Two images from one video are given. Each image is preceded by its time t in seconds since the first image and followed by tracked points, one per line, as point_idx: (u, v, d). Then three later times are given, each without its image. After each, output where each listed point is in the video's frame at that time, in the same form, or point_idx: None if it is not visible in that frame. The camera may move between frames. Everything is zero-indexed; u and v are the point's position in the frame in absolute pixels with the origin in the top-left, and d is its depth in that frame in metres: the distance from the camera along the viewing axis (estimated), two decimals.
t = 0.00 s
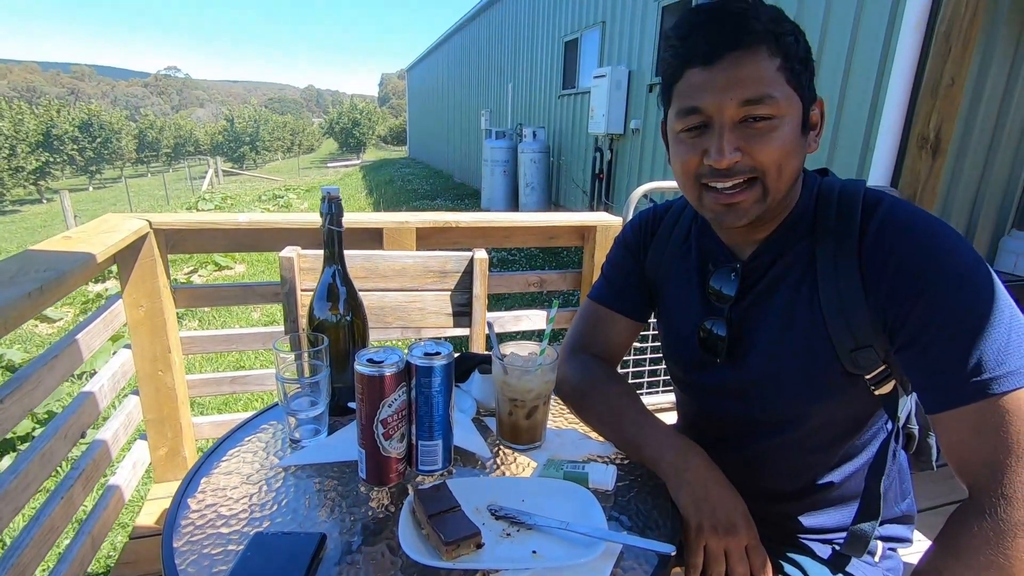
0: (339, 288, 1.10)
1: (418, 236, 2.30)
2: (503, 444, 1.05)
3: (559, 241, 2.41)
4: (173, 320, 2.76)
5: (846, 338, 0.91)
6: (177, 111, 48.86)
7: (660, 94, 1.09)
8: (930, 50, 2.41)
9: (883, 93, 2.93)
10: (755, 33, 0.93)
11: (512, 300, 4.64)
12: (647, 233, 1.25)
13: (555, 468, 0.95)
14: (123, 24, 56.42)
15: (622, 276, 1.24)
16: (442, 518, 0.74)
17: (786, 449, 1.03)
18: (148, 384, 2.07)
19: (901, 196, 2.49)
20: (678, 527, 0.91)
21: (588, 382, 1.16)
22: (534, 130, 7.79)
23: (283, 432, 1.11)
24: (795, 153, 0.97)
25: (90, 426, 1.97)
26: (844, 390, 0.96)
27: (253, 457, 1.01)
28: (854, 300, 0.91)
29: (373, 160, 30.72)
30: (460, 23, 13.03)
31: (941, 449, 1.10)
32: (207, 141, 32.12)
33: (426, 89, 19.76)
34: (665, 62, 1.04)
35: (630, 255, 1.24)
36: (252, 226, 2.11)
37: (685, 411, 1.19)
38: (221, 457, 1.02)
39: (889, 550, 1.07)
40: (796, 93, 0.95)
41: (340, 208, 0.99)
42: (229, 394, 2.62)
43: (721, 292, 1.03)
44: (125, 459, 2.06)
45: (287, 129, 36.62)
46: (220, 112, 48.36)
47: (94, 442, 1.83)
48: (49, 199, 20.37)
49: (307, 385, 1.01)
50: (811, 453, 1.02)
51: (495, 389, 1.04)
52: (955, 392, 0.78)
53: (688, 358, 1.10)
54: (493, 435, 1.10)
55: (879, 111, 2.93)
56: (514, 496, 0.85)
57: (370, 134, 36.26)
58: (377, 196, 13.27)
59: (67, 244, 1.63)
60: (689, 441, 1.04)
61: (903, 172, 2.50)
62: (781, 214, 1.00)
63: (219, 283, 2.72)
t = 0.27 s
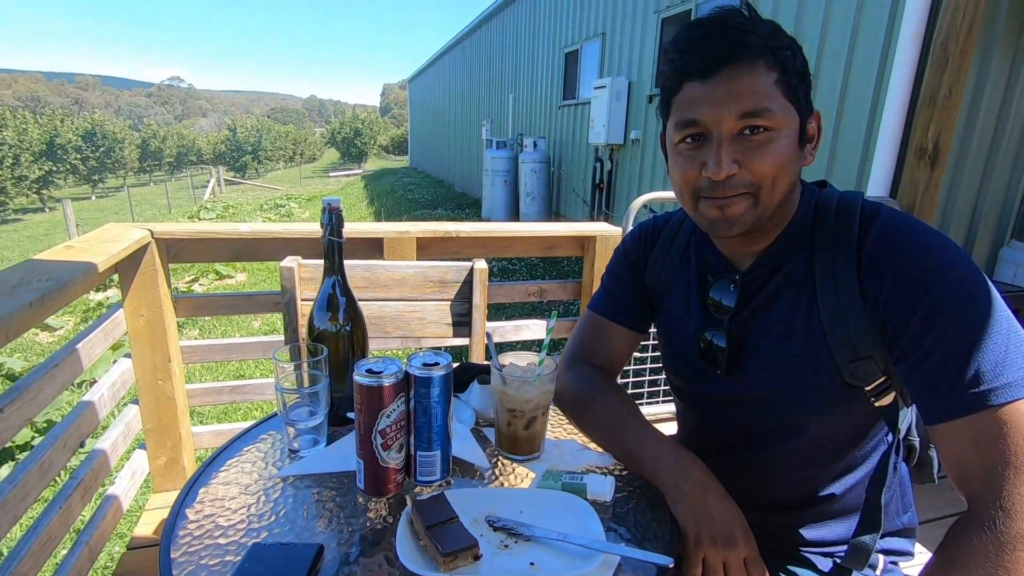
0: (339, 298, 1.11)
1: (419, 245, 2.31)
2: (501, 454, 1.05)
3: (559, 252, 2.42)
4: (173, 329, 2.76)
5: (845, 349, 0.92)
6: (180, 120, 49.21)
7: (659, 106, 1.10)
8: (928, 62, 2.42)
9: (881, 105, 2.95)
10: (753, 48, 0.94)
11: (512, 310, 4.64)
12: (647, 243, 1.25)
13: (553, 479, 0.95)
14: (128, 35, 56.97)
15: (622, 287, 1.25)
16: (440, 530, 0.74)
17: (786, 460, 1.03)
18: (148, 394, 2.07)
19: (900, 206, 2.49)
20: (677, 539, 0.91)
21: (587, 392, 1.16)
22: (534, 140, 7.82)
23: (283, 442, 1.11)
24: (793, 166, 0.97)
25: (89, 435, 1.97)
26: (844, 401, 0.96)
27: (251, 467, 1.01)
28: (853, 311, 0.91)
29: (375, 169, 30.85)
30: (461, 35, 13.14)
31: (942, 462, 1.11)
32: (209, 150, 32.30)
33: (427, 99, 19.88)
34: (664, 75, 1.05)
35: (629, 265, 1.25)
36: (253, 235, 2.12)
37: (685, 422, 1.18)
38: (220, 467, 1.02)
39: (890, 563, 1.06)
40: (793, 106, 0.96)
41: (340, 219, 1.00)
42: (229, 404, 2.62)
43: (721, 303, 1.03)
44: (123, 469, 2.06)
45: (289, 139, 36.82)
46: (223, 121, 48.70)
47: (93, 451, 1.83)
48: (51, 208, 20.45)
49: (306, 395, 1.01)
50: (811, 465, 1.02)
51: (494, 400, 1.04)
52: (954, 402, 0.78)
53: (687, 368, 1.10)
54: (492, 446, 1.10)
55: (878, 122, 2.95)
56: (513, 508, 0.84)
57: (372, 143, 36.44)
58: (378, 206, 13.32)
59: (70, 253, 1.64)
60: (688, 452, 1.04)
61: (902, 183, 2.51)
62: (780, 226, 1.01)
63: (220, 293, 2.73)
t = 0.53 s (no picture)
0: (340, 309, 1.11)
1: (419, 256, 2.32)
2: (501, 465, 1.05)
3: (559, 263, 2.43)
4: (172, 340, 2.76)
5: (844, 360, 0.92)
6: (182, 132, 49.54)
7: (656, 120, 1.12)
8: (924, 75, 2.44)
9: (878, 117, 2.97)
10: (747, 64, 0.95)
11: (512, 321, 4.64)
12: (646, 255, 1.26)
13: (553, 490, 0.95)
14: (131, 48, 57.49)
15: (621, 299, 1.25)
16: (440, 541, 0.74)
17: (787, 470, 1.03)
18: (147, 405, 2.07)
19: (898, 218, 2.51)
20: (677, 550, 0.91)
21: (587, 404, 1.16)
22: (534, 152, 7.87)
23: (282, 454, 1.11)
24: (788, 178, 0.99)
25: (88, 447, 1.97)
26: (844, 411, 0.96)
27: (251, 479, 1.01)
28: (851, 322, 0.91)
29: (376, 180, 30.99)
30: (462, 48, 13.26)
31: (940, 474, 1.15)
32: (211, 162, 32.46)
33: (428, 111, 20.02)
34: (660, 90, 1.06)
35: (629, 277, 1.25)
36: (254, 246, 2.13)
37: (685, 433, 1.18)
38: (220, 479, 1.02)
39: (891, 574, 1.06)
40: (788, 120, 0.97)
41: (341, 231, 1.01)
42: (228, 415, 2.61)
43: (719, 315, 1.04)
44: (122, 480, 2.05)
45: (290, 150, 37.01)
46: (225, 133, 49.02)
47: (92, 462, 1.83)
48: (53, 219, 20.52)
49: (307, 406, 1.02)
50: (811, 475, 1.02)
51: (494, 411, 1.04)
52: (951, 411, 0.79)
53: (687, 379, 1.10)
54: (492, 457, 1.10)
55: (875, 135, 2.97)
56: (513, 520, 0.84)
57: (372, 154, 36.62)
58: (378, 216, 13.37)
59: (72, 265, 1.65)
60: (689, 463, 1.04)
61: (900, 194, 2.52)
62: (778, 237, 1.01)
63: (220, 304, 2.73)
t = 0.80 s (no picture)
0: (344, 323, 1.12)
1: (421, 270, 2.33)
2: (504, 479, 1.06)
3: (561, 277, 2.44)
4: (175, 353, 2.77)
5: (841, 372, 0.93)
6: (186, 146, 50.00)
7: (653, 137, 1.14)
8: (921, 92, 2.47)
9: (876, 132, 2.99)
10: (740, 84, 0.97)
11: (514, 334, 4.64)
12: (646, 269, 1.27)
13: (556, 504, 0.95)
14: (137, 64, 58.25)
15: (621, 313, 1.26)
16: (442, 555, 0.74)
17: (789, 482, 1.03)
18: (149, 418, 2.07)
19: (898, 232, 2.52)
20: (678, 562, 0.91)
21: (588, 417, 1.16)
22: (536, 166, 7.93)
23: (285, 467, 1.11)
24: (783, 193, 1.00)
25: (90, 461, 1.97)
26: (843, 423, 0.97)
27: (254, 492, 1.02)
28: (847, 334, 0.92)
29: (378, 194, 31.16)
30: (464, 64, 13.42)
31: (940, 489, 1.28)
32: (215, 176, 32.70)
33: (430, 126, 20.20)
34: (657, 109, 1.08)
35: (629, 291, 1.26)
36: (259, 260, 2.15)
37: (686, 445, 1.19)
38: (222, 492, 1.02)
39: None
40: (781, 137, 0.99)
41: (346, 245, 1.02)
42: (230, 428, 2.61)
43: (719, 328, 1.04)
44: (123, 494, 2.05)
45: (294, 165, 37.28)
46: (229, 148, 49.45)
47: (93, 476, 1.82)
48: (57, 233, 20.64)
49: (310, 420, 1.02)
50: (813, 487, 1.02)
51: (497, 424, 1.05)
52: (947, 422, 0.79)
53: (686, 392, 1.11)
54: (494, 471, 1.10)
55: (874, 150, 3.00)
56: (516, 533, 0.84)
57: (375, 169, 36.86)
58: (381, 230, 13.43)
59: (77, 279, 1.66)
60: (689, 476, 1.04)
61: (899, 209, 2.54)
62: (774, 251, 1.02)
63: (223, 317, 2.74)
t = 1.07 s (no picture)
0: (349, 337, 1.13)
1: (425, 285, 2.34)
2: (507, 494, 1.05)
3: (564, 291, 2.44)
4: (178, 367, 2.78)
5: (845, 386, 0.93)
6: (192, 162, 50.50)
7: (657, 153, 1.15)
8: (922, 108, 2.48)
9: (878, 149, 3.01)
10: (743, 100, 0.98)
11: (517, 349, 4.64)
12: (650, 283, 1.28)
13: (559, 519, 0.95)
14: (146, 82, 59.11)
15: (625, 327, 1.26)
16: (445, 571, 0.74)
17: (793, 497, 1.02)
18: (152, 432, 2.08)
19: (901, 247, 2.52)
20: None
21: (591, 432, 1.16)
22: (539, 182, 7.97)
23: (289, 482, 1.11)
24: (785, 208, 1.01)
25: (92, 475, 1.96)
26: (847, 437, 0.96)
27: (258, 506, 1.01)
28: (849, 348, 0.92)
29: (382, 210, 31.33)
30: (469, 81, 13.58)
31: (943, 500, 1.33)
32: (220, 192, 32.96)
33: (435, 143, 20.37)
34: (660, 125, 1.10)
35: (632, 305, 1.27)
36: (264, 275, 2.17)
37: (690, 460, 1.18)
38: (226, 507, 1.02)
39: None
40: (783, 153, 1.00)
41: (351, 260, 1.03)
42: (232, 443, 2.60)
43: (723, 342, 1.05)
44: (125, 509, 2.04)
45: (299, 180, 37.57)
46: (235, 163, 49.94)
47: (96, 490, 1.82)
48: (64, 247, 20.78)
49: (314, 434, 1.02)
50: (817, 502, 1.02)
51: (500, 439, 1.05)
52: (951, 436, 0.79)
53: (690, 406, 1.11)
54: (498, 485, 1.10)
55: (876, 166, 3.01)
56: (519, 549, 0.84)
57: (379, 184, 37.11)
58: (384, 245, 13.48)
59: (84, 293, 1.67)
60: (693, 491, 1.04)
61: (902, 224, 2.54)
62: (777, 265, 1.03)
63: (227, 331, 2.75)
